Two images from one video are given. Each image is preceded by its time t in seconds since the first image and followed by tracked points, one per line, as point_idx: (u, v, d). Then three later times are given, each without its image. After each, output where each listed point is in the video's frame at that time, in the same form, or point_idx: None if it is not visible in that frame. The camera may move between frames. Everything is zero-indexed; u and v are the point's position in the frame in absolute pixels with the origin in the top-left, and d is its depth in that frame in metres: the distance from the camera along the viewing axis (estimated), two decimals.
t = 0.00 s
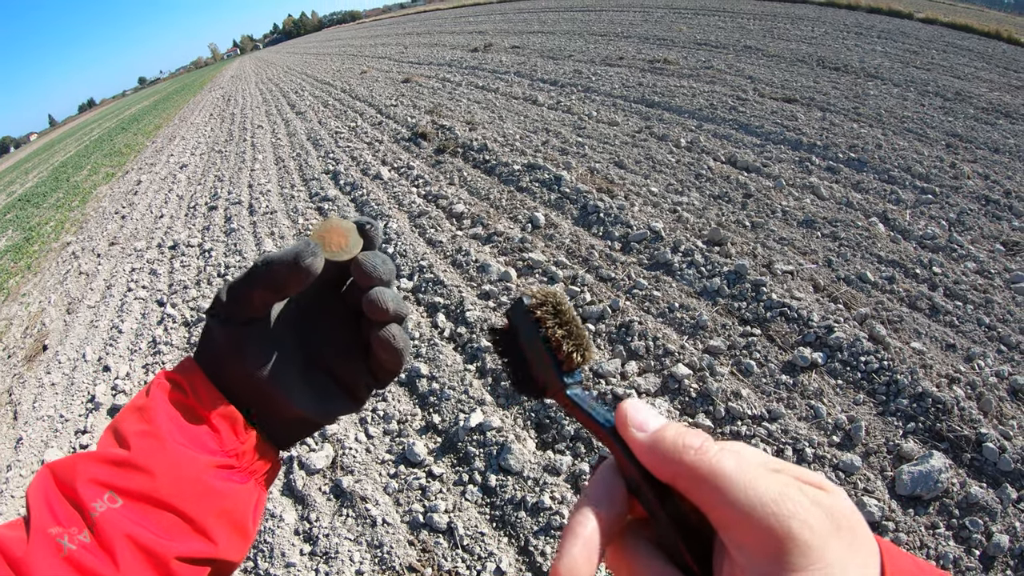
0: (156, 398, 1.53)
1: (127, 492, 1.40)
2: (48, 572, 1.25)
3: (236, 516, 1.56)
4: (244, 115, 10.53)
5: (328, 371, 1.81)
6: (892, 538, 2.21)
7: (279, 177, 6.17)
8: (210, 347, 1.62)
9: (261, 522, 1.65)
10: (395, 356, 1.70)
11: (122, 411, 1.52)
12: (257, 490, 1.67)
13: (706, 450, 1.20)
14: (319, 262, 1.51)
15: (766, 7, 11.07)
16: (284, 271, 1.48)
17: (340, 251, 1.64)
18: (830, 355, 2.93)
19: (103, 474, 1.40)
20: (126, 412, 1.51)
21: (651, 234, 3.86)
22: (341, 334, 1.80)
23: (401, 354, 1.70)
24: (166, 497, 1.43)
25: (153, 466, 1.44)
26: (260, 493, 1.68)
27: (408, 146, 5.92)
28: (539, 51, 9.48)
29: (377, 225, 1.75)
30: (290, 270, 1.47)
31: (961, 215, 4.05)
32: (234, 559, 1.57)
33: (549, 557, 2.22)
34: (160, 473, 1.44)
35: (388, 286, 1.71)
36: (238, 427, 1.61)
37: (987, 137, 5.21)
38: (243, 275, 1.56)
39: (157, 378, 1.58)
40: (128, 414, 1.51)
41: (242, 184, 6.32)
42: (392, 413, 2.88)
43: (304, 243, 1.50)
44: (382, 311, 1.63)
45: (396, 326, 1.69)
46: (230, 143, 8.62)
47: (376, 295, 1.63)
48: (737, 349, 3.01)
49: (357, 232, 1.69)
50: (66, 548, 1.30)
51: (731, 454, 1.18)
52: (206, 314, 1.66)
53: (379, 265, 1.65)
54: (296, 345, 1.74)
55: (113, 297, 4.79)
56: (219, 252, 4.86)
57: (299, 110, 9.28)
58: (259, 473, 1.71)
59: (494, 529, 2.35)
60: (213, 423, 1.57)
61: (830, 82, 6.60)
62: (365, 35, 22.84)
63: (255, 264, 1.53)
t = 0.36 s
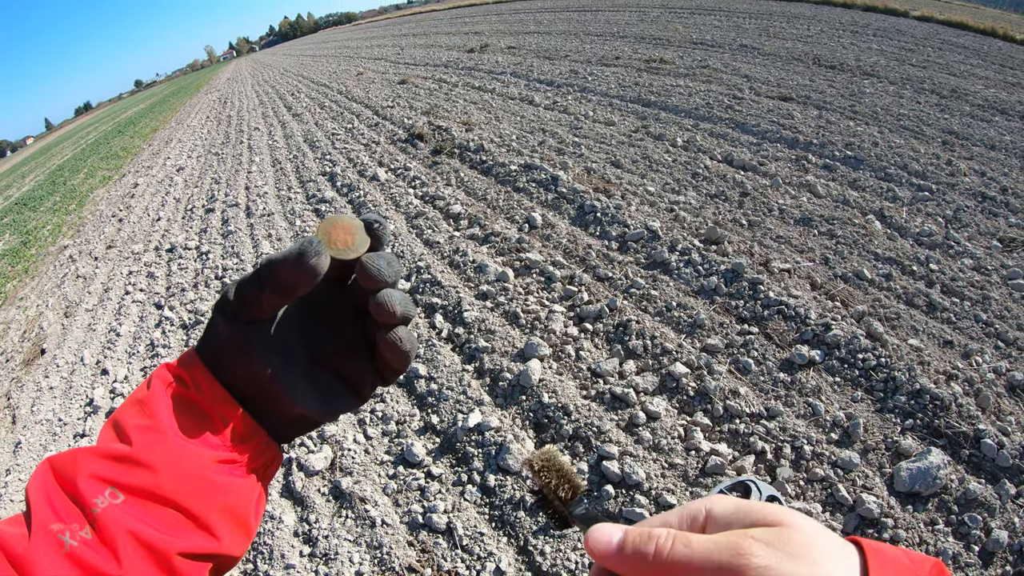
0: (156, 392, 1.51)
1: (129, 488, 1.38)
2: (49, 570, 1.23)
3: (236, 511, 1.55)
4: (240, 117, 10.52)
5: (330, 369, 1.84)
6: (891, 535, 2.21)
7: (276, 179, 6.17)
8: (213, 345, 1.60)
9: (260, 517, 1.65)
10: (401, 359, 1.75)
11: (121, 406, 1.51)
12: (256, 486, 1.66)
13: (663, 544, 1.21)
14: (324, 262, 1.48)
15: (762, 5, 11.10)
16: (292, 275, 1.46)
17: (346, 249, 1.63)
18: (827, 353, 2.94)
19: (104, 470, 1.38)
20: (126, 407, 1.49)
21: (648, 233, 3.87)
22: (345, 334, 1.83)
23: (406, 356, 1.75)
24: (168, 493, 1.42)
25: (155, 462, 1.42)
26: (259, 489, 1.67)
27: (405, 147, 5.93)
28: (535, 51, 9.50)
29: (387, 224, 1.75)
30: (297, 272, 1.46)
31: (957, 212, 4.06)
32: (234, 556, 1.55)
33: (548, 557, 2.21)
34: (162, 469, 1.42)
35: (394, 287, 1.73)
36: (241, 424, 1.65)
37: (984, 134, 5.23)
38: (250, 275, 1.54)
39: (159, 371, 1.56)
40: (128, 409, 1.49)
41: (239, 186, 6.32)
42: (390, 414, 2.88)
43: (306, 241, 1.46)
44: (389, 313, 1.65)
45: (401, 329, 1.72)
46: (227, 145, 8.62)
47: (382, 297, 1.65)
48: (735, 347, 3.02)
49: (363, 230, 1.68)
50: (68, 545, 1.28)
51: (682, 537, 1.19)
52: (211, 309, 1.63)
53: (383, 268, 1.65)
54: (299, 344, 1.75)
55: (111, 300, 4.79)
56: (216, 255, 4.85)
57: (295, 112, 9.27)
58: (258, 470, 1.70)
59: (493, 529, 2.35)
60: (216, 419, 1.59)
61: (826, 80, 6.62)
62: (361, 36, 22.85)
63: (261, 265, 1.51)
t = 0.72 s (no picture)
0: (160, 383, 1.49)
1: (132, 478, 1.34)
2: (56, 559, 1.19)
3: (241, 501, 1.50)
4: (239, 118, 10.52)
5: (334, 365, 1.76)
6: (890, 534, 2.21)
7: (275, 180, 6.17)
8: (215, 339, 1.56)
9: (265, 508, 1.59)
10: (405, 358, 1.73)
11: (126, 397, 1.49)
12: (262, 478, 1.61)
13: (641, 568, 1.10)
14: (330, 270, 1.46)
15: (760, 5, 11.11)
16: (297, 277, 1.42)
17: (353, 255, 1.62)
18: (826, 352, 2.94)
19: (107, 459, 1.34)
20: (130, 398, 1.47)
21: (647, 233, 3.87)
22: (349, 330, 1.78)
23: (410, 358, 1.75)
24: (172, 482, 1.37)
25: (159, 452, 1.38)
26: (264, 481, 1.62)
27: (404, 147, 5.93)
28: (534, 51, 9.50)
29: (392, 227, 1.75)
30: (303, 276, 1.42)
31: (956, 211, 4.07)
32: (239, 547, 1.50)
33: (548, 557, 2.21)
34: (166, 458, 1.38)
35: (399, 289, 1.72)
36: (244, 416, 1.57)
37: (982, 133, 5.24)
38: (253, 273, 1.50)
39: (161, 363, 1.55)
40: (132, 400, 1.47)
41: (238, 186, 6.32)
42: (390, 414, 2.88)
43: (315, 249, 1.43)
44: (394, 315, 1.65)
45: (406, 331, 1.72)
46: (226, 146, 8.62)
47: (389, 300, 1.64)
48: (734, 347, 3.02)
49: (370, 235, 1.68)
50: (74, 535, 1.24)
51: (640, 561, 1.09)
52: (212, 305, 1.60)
53: (389, 271, 1.65)
54: (303, 341, 1.68)
55: (110, 301, 4.78)
56: (215, 256, 4.85)
57: (294, 112, 9.27)
58: (259, 463, 1.63)
59: (492, 529, 2.35)
60: (218, 410, 1.54)
61: (824, 79, 6.62)
62: (359, 36, 22.86)
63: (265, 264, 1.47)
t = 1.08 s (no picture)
0: (176, 374, 1.50)
1: (146, 469, 1.35)
2: (67, 549, 1.19)
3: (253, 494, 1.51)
4: (242, 118, 10.53)
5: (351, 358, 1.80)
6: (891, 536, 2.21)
7: (277, 180, 6.18)
8: (235, 331, 1.66)
9: (275, 502, 1.61)
10: (423, 353, 1.74)
11: (140, 387, 1.49)
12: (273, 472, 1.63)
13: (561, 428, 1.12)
14: (356, 267, 1.56)
15: (763, 6, 11.11)
16: (322, 272, 1.53)
17: (379, 251, 1.66)
18: (828, 354, 2.94)
19: (121, 450, 1.34)
20: (145, 388, 1.47)
21: (649, 234, 3.87)
22: (369, 323, 1.80)
23: (429, 353, 1.74)
24: (187, 474, 1.39)
25: (174, 443, 1.40)
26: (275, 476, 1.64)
27: (406, 148, 5.93)
28: (536, 52, 9.51)
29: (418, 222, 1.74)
30: (328, 271, 1.52)
31: (958, 214, 4.06)
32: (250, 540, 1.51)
33: (548, 558, 2.21)
34: (181, 450, 1.40)
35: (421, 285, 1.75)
36: (259, 407, 1.63)
37: (984, 135, 5.23)
38: (279, 269, 1.61)
39: (178, 354, 1.56)
40: (147, 390, 1.47)
41: (240, 186, 6.33)
42: (392, 415, 2.89)
43: (342, 246, 1.54)
44: (415, 311, 1.68)
45: (427, 326, 1.73)
46: (229, 146, 8.63)
47: (412, 296, 1.68)
48: (735, 349, 3.02)
49: (394, 232, 1.69)
50: (85, 525, 1.23)
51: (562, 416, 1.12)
52: (234, 298, 1.71)
53: (412, 267, 1.68)
54: (321, 334, 1.75)
55: (112, 301, 4.79)
56: (217, 256, 4.86)
57: (297, 112, 9.29)
58: (276, 455, 1.67)
59: (493, 530, 2.36)
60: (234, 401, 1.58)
61: (827, 81, 6.62)
62: (362, 36, 22.88)
63: (290, 260, 1.58)
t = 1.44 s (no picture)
0: (173, 368, 1.49)
1: (144, 465, 1.35)
2: (67, 546, 1.20)
3: (253, 489, 1.50)
4: (245, 113, 10.53)
5: (349, 354, 1.79)
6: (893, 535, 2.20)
7: (280, 175, 6.17)
8: (232, 323, 1.65)
9: (274, 497, 1.59)
10: (420, 350, 1.74)
11: (138, 383, 1.49)
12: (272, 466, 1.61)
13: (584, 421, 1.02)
14: (353, 261, 1.52)
15: (768, 3, 11.06)
16: (318, 266, 1.50)
17: (376, 246, 1.66)
18: (832, 352, 2.93)
19: (119, 446, 1.35)
20: (142, 383, 1.47)
21: (653, 232, 3.85)
22: (367, 319, 1.80)
23: (427, 349, 1.74)
24: (185, 469, 1.38)
25: (172, 439, 1.39)
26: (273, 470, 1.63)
27: (409, 143, 5.92)
28: (540, 48, 9.48)
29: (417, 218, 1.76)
30: (324, 265, 1.49)
31: (963, 212, 4.04)
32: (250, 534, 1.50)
33: (550, 554, 2.21)
34: (179, 445, 1.39)
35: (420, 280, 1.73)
36: (256, 402, 1.60)
37: (990, 134, 5.21)
38: (274, 262, 1.59)
39: (175, 348, 1.55)
40: (145, 385, 1.47)
41: (243, 181, 6.33)
42: (395, 410, 2.88)
43: (338, 239, 1.50)
44: (413, 308, 1.66)
45: (425, 322, 1.72)
46: (232, 141, 8.63)
47: (409, 292, 1.66)
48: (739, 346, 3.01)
49: (392, 227, 1.70)
50: (84, 521, 1.25)
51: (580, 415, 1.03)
52: (230, 292, 1.71)
53: (408, 263, 1.66)
54: (319, 329, 1.75)
55: (115, 295, 4.79)
56: (220, 251, 4.86)
57: (300, 107, 9.27)
58: (274, 449, 1.65)
59: (496, 526, 2.36)
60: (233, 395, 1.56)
61: (832, 78, 6.59)
62: (365, 31, 22.85)
63: (284, 253, 1.55)
